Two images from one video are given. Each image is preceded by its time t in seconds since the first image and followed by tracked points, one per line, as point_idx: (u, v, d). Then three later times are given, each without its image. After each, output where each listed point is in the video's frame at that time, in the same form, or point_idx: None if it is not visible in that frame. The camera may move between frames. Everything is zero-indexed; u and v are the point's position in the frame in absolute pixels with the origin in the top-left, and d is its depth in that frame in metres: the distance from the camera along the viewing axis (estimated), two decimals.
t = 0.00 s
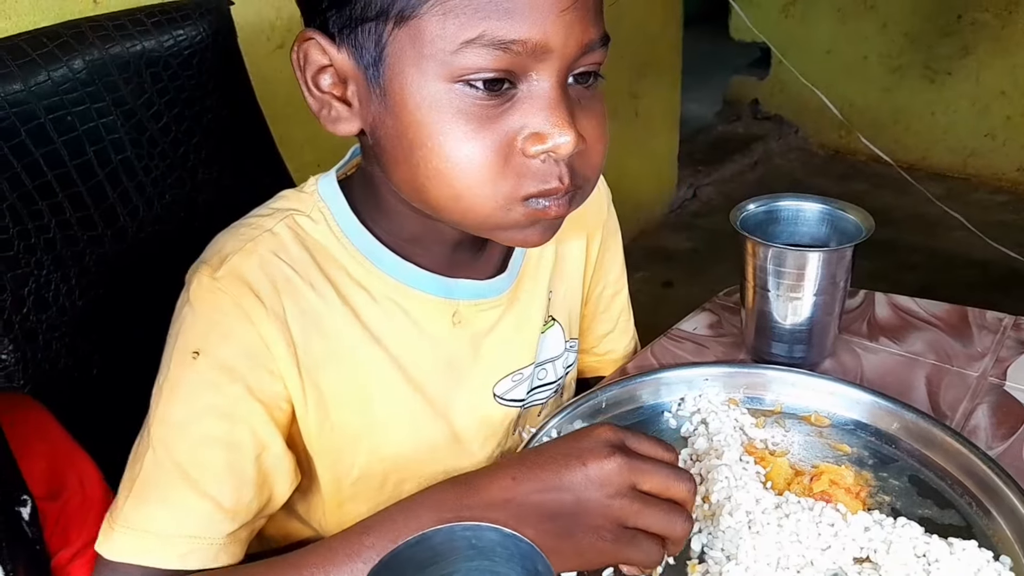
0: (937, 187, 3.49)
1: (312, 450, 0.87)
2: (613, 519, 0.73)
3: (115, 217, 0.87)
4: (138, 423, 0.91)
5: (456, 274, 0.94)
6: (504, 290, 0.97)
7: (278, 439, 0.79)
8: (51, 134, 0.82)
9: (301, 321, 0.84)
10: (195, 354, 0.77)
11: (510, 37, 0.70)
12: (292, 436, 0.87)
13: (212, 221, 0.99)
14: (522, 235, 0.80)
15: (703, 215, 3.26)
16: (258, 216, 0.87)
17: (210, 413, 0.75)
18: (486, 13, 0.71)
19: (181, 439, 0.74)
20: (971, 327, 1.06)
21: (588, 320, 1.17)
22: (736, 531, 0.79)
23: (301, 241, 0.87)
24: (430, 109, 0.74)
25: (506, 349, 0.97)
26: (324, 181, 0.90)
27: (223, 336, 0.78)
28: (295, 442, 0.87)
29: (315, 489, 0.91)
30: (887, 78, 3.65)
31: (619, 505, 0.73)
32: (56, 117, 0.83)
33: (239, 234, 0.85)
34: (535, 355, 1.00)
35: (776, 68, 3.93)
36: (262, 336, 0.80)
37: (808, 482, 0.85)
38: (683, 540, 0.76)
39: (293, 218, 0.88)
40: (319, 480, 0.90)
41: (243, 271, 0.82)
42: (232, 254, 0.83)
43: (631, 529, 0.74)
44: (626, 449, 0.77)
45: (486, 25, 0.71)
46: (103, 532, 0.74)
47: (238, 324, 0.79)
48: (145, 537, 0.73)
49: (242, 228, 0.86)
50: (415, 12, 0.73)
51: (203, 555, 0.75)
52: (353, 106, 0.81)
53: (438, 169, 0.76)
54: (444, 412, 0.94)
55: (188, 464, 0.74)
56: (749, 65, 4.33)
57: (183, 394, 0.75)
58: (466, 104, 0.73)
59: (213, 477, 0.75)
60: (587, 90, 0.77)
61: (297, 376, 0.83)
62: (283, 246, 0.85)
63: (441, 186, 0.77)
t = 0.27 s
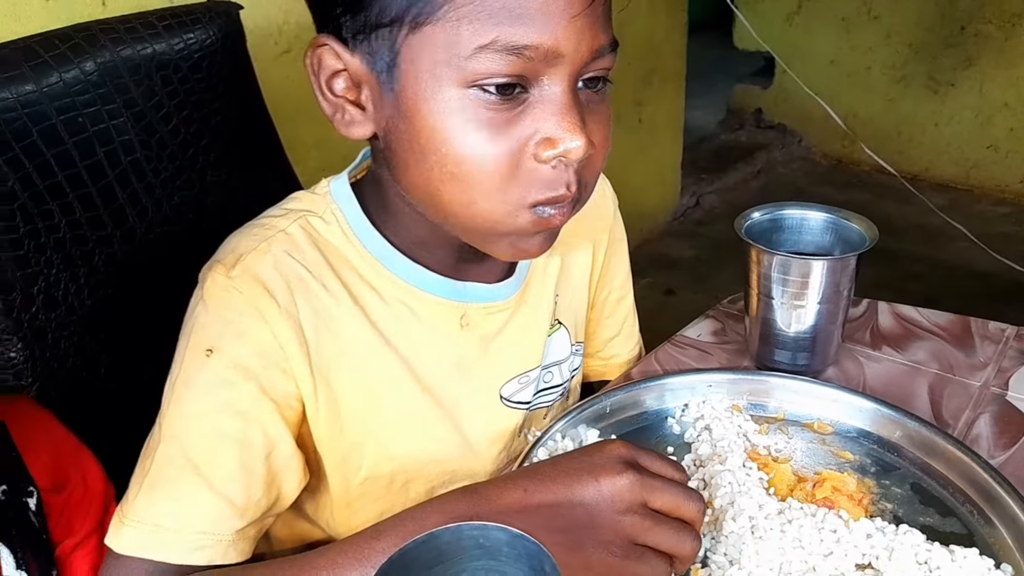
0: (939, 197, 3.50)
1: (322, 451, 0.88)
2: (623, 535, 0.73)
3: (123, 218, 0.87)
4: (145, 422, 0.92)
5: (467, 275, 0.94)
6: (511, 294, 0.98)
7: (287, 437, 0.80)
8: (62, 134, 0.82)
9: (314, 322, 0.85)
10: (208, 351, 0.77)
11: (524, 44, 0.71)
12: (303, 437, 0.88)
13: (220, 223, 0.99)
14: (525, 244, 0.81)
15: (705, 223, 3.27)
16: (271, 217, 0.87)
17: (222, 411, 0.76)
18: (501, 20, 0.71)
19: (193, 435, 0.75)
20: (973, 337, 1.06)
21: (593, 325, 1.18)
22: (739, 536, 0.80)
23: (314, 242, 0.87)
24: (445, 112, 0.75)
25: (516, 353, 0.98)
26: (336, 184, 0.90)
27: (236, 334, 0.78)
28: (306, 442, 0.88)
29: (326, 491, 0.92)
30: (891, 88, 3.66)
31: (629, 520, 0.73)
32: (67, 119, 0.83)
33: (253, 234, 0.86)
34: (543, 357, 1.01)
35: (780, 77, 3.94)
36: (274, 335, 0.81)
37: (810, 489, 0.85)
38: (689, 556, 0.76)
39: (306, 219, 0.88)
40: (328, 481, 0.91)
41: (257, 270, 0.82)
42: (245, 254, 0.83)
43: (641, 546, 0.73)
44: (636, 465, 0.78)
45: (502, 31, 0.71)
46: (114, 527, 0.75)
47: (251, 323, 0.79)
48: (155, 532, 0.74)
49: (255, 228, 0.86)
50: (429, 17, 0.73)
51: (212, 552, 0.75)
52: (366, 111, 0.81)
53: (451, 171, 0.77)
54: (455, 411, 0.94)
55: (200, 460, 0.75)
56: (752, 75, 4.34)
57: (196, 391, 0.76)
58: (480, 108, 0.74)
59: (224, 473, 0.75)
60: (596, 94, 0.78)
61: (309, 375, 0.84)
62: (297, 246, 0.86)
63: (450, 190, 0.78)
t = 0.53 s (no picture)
0: (941, 204, 3.50)
1: (324, 458, 0.89)
2: (624, 542, 0.74)
3: (130, 227, 0.88)
4: (152, 430, 0.93)
5: (465, 286, 0.95)
6: (515, 306, 0.98)
7: (292, 445, 0.81)
8: (70, 144, 0.83)
9: (317, 332, 0.86)
10: (214, 362, 0.78)
11: (538, 56, 0.72)
12: (305, 445, 0.88)
13: (226, 230, 1.00)
14: (536, 245, 0.81)
15: (708, 230, 3.28)
16: (277, 228, 0.88)
17: (229, 420, 0.76)
18: (516, 32, 0.72)
19: (198, 445, 0.75)
20: (974, 346, 1.07)
21: (598, 337, 1.18)
22: (741, 545, 0.80)
23: (320, 254, 0.88)
24: (455, 122, 0.76)
25: (519, 364, 0.98)
26: (342, 196, 0.91)
27: (243, 344, 0.79)
28: (309, 451, 0.89)
29: (330, 498, 0.92)
30: (892, 96, 3.67)
31: (631, 527, 0.74)
32: (76, 128, 0.84)
33: (259, 244, 0.86)
34: (545, 370, 1.01)
35: (782, 84, 3.95)
36: (279, 345, 0.82)
37: (812, 497, 0.86)
38: (691, 563, 0.76)
39: (311, 231, 0.89)
40: (332, 486, 0.92)
41: (263, 281, 0.83)
42: (251, 264, 0.83)
43: (643, 553, 0.74)
44: (638, 471, 0.79)
45: (516, 44, 0.72)
46: (121, 535, 0.76)
47: (257, 333, 0.80)
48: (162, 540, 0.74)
49: (261, 238, 0.87)
50: (445, 29, 0.74)
51: (218, 558, 0.76)
52: (377, 118, 0.82)
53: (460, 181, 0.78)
54: (457, 421, 0.95)
55: (206, 470, 0.75)
56: (754, 82, 4.35)
57: (202, 401, 0.76)
58: (490, 119, 0.75)
59: (229, 482, 0.76)
60: (603, 107, 0.79)
61: (314, 387, 0.85)
62: (302, 257, 0.87)
63: (458, 198, 0.79)
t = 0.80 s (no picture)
0: (942, 213, 3.51)
1: (319, 467, 0.90)
2: (622, 552, 0.74)
3: (134, 239, 0.89)
4: (155, 439, 0.93)
5: (458, 301, 0.97)
6: (507, 323, 0.99)
7: (287, 454, 0.82)
8: (75, 157, 0.84)
9: (308, 342, 0.86)
10: (210, 372, 0.78)
11: (545, 60, 0.74)
12: (301, 454, 0.89)
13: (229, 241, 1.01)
14: (537, 252, 0.82)
15: (709, 238, 3.28)
16: (272, 240, 0.89)
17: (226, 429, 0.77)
18: (524, 37, 0.74)
19: (195, 455, 0.76)
20: (973, 357, 1.07)
21: (597, 355, 1.19)
22: (740, 555, 0.81)
23: (314, 267, 0.89)
24: (459, 127, 0.77)
25: (511, 376, 0.99)
26: (336, 210, 0.92)
27: (238, 354, 0.80)
28: (304, 462, 0.90)
29: (324, 506, 0.93)
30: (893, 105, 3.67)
31: (628, 537, 0.75)
32: (81, 141, 0.86)
33: (255, 256, 0.87)
34: (538, 387, 1.02)
35: (783, 93, 3.96)
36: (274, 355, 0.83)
37: (809, 508, 0.86)
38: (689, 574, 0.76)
39: (305, 244, 0.89)
40: (325, 496, 0.92)
41: (258, 292, 0.84)
42: (246, 275, 0.84)
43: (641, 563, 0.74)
44: (636, 482, 0.79)
45: (524, 48, 0.74)
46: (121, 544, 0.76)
47: (252, 344, 0.81)
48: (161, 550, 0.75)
49: (256, 250, 0.88)
50: (454, 33, 0.75)
51: (216, 568, 0.77)
52: (382, 123, 0.83)
53: (462, 188, 0.78)
54: (447, 435, 0.96)
55: (204, 478, 0.76)
56: (755, 90, 4.36)
57: (198, 411, 0.77)
58: (494, 124, 0.76)
59: (226, 491, 0.77)
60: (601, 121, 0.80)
61: (307, 397, 0.86)
62: (297, 270, 0.87)
63: (460, 204, 0.79)
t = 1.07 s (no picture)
0: (943, 219, 3.51)
1: (319, 475, 0.91)
2: (620, 560, 0.75)
3: (137, 247, 0.90)
4: (158, 446, 0.94)
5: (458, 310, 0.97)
6: (506, 332, 0.99)
7: (288, 463, 0.82)
8: (79, 166, 0.85)
9: (310, 351, 0.87)
10: (212, 382, 0.79)
11: (538, 76, 0.74)
12: (302, 463, 0.90)
13: (232, 249, 1.01)
14: (534, 265, 0.83)
15: (710, 244, 3.29)
16: (272, 250, 0.90)
17: (227, 438, 0.78)
18: (517, 53, 0.74)
19: (198, 465, 0.77)
20: (972, 365, 1.08)
21: (595, 360, 1.19)
22: (739, 563, 0.81)
23: (315, 277, 0.89)
24: (456, 142, 0.77)
25: (509, 383, 1.00)
26: (337, 220, 0.93)
27: (239, 364, 0.80)
28: (305, 469, 0.91)
29: (325, 513, 0.94)
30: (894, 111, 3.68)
31: (626, 545, 0.75)
32: (85, 151, 0.86)
33: (255, 267, 0.87)
34: (537, 394, 1.03)
35: (783, 99, 3.97)
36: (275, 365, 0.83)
37: (809, 516, 0.87)
38: None
39: (305, 254, 0.90)
40: (327, 503, 0.93)
41: (259, 303, 0.84)
42: (247, 286, 0.85)
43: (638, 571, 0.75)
44: (636, 490, 0.79)
45: (517, 64, 0.74)
46: (125, 554, 0.77)
47: (253, 354, 0.81)
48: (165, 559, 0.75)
49: (257, 261, 0.89)
50: (448, 49, 0.76)
51: None
52: (380, 138, 0.83)
53: (460, 201, 0.79)
54: (447, 442, 0.96)
55: (205, 487, 0.77)
56: (756, 96, 4.37)
57: (199, 421, 0.78)
58: (490, 138, 0.76)
59: (230, 500, 0.77)
60: (597, 131, 0.81)
61: (308, 406, 0.86)
62: (297, 279, 0.88)
63: (458, 217, 0.80)
